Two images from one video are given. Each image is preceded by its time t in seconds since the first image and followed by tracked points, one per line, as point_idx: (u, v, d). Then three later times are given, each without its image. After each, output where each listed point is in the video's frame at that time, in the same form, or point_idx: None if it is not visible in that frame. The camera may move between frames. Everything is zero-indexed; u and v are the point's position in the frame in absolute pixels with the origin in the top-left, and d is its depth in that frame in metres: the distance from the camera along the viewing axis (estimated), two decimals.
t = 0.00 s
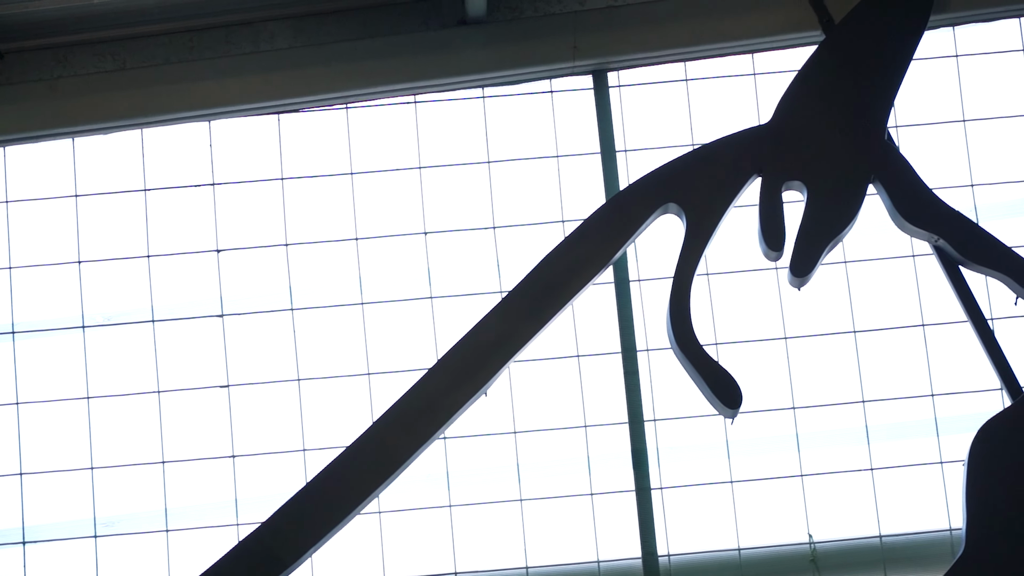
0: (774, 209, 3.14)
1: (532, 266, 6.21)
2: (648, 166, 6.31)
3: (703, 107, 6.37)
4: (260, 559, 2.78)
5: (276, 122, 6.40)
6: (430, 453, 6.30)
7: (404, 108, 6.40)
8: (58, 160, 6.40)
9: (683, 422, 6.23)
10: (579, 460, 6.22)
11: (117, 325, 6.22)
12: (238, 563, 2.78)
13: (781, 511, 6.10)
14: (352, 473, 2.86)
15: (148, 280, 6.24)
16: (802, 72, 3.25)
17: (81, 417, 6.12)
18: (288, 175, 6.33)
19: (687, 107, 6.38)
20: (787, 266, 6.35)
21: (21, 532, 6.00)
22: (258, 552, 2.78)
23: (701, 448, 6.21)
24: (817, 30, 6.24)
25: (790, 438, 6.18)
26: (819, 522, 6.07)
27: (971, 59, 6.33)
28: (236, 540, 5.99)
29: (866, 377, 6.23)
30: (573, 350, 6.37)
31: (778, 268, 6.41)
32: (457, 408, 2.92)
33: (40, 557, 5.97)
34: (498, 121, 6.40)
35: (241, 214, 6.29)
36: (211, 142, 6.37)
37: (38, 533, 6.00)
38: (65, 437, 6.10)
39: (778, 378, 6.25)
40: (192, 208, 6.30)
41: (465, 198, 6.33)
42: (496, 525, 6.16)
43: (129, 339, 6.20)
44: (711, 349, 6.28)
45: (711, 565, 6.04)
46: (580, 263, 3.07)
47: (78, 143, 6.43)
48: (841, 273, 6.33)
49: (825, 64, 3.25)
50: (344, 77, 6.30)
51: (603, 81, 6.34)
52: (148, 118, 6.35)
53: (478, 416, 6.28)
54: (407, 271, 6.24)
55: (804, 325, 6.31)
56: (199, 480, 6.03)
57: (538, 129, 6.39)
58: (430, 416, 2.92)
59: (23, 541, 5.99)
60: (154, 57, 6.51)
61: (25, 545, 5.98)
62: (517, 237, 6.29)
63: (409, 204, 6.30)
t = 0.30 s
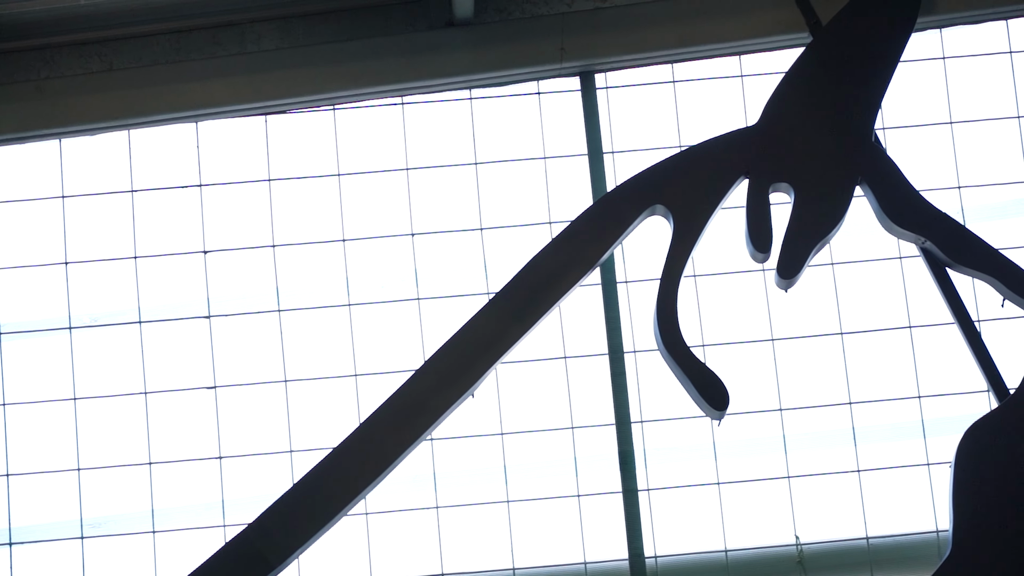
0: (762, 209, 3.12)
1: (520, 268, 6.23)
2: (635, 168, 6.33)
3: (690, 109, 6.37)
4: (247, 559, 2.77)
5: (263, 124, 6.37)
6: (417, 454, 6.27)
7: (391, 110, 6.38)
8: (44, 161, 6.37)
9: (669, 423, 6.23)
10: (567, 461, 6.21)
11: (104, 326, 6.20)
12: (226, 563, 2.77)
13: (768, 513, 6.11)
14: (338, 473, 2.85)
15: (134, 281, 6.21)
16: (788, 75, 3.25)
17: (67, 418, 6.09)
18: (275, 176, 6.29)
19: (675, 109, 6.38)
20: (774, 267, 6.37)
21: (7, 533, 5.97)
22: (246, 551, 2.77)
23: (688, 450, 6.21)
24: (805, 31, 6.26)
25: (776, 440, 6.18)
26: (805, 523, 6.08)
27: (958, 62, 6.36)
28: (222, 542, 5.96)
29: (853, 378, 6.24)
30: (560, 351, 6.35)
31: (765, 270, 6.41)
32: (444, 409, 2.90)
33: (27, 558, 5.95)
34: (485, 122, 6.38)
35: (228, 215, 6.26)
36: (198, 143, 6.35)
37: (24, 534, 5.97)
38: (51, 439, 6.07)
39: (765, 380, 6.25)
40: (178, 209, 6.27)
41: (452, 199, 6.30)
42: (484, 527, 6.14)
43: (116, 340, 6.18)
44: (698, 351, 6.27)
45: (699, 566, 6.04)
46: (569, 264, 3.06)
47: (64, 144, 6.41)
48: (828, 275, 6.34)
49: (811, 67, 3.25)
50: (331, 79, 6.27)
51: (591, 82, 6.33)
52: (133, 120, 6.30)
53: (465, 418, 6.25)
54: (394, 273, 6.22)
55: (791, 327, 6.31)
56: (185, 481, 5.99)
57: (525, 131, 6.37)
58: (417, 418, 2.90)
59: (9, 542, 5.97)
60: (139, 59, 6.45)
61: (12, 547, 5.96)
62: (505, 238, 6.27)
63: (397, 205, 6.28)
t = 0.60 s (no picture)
0: (750, 211, 3.11)
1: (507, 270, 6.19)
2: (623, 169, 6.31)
3: (678, 110, 6.37)
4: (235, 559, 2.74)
5: (250, 126, 6.33)
6: (405, 456, 6.24)
7: (379, 111, 6.35)
8: (31, 160, 6.33)
9: (655, 425, 6.22)
10: (554, 463, 6.20)
11: (91, 327, 6.16)
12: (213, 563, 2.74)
13: (756, 515, 6.10)
14: (327, 474, 2.82)
15: (122, 282, 6.18)
16: (777, 77, 3.25)
17: (55, 419, 6.06)
18: (263, 177, 6.25)
19: (663, 110, 6.37)
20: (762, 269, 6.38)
21: None
22: (234, 552, 2.75)
23: (675, 452, 6.19)
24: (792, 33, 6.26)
25: (764, 442, 6.18)
26: (793, 525, 6.08)
27: (946, 64, 6.39)
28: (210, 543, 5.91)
29: (841, 379, 6.25)
30: (547, 352, 6.34)
31: (753, 271, 6.43)
32: (432, 410, 2.88)
33: (15, 560, 5.92)
34: (473, 124, 6.36)
35: (216, 216, 6.22)
36: (186, 144, 6.31)
37: (12, 535, 5.94)
38: (38, 440, 6.03)
39: (753, 382, 6.26)
40: (166, 210, 6.23)
41: (440, 200, 6.28)
42: (471, 528, 6.12)
43: (104, 342, 6.14)
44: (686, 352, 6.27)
45: (686, 567, 6.05)
46: (557, 266, 3.04)
47: (52, 144, 6.36)
48: (816, 276, 6.35)
49: (799, 69, 3.25)
50: (320, 81, 6.25)
51: (578, 84, 6.33)
52: (122, 121, 6.27)
53: (452, 419, 6.22)
54: (382, 274, 6.19)
55: (779, 329, 6.32)
56: (172, 482, 5.95)
57: (513, 132, 6.35)
58: (406, 418, 2.88)
59: None
60: (127, 60, 6.42)
61: None
62: (493, 240, 6.24)
63: (384, 206, 6.25)
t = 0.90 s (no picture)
0: (739, 213, 3.11)
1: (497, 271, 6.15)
2: (613, 171, 6.28)
3: (668, 111, 6.37)
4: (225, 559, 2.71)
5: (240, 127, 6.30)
6: (394, 457, 6.22)
7: (369, 112, 6.33)
8: (21, 161, 6.30)
9: (645, 427, 6.22)
10: (543, 464, 6.18)
11: (81, 328, 6.13)
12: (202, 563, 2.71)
13: (745, 516, 6.10)
14: (318, 474, 2.80)
15: (112, 283, 6.15)
16: (766, 78, 3.25)
17: (45, 420, 6.02)
18: (253, 179, 6.22)
19: (652, 111, 6.37)
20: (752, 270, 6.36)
21: None
22: (225, 552, 2.72)
23: (664, 453, 6.19)
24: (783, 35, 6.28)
25: (754, 443, 6.18)
26: (782, 526, 6.08)
27: (935, 65, 6.41)
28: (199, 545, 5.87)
29: (831, 381, 6.26)
30: (537, 354, 6.32)
31: (743, 273, 6.42)
32: (423, 410, 2.87)
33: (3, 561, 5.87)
34: (463, 124, 6.33)
35: (206, 217, 6.19)
36: (176, 145, 6.28)
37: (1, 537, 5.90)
38: (28, 441, 6.00)
39: (742, 383, 6.26)
40: (155, 210, 6.20)
41: (430, 202, 6.25)
42: (461, 530, 6.10)
43: (94, 343, 6.11)
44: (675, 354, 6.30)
45: (675, 568, 6.05)
46: (548, 266, 3.03)
47: (42, 145, 6.33)
48: (806, 278, 6.37)
49: (788, 71, 3.25)
50: (310, 82, 6.23)
51: (568, 86, 6.33)
52: (113, 122, 6.25)
53: (442, 420, 6.21)
54: (372, 275, 6.17)
55: (769, 330, 6.32)
56: (162, 483, 5.92)
57: (503, 133, 6.34)
58: (397, 418, 2.86)
59: None
60: (118, 61, 6.41)
61: None
62: (483, 241, 6.21)
63: (374, 207, 6.23)
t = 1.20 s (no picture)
0: (731, 214, 3.11)
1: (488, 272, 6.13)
2: (603, 171, 6.29)
3: (658, 112, 6.37)
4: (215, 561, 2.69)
5: (231, 127, 6.27)
6: (385, 457, 6.21)
7: (360, 113, 6.31)
8: (12, 161, 6.26)
9: (635, 427, 6.21)
10: (534, 465, 6.17)
11: (72, 328, 6.09)
12: (192, 565, 2.69)
13: (736, 517, 6.11)
14: (308, 475, 2.78)
15: (102, 283, 6.11)
16: (757, 79, 3.25)
17: (35, 420, 5.99)
18: (243, 179, 6.19)
19: (643, 111, 6.37)
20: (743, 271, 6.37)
21: None
22: (215, 553, 2.70)
23: (655, 454, 6.18)
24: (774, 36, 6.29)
25: (744, 444, 6.18)
26: (773, 527, 6.09)
27: (926, 66, 6.43)
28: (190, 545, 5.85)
29: (822, 381, 6.26)
30: (528, 355, 6.30)
31: (733, 274, 6.44)
32: (414, 412, 2.85)
33: None
34: (454, 125, 6.32)
35: (197, 218, 6.16)
36: (166, 146, 6.24)
37: None
38: (18, 441, 5.96)
39: (733, 384, 6.26)
40: (145, 210, 6.17)
41: (421, 202, 6.22)
42: (452, 531, 6.09)
43: (84, 344, 6.07)
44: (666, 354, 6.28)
45: (667, 570, 6.03)
46: (539, 266, 3.02)
47: (32, 145, 6.29)
48: (796, 279, 6.39)
49: (778, 72, 3.25)
50: (301, 81, 6.20)
51: (559, 87, 6.31)
52: (104, 122, 6.20)
53: (433, 421, 6.19)
54: (362, 275, 6.14)
55: (759, 331, 6.33)
56: (153, 484, 5.89)
57: (494, 134, 6.33)
58: (388, 419, 2.85)
59: None
60: (109, 61, 6.40)
61: None
62: (474, 242, 6.20)
63: (365, 208, 6.21)
